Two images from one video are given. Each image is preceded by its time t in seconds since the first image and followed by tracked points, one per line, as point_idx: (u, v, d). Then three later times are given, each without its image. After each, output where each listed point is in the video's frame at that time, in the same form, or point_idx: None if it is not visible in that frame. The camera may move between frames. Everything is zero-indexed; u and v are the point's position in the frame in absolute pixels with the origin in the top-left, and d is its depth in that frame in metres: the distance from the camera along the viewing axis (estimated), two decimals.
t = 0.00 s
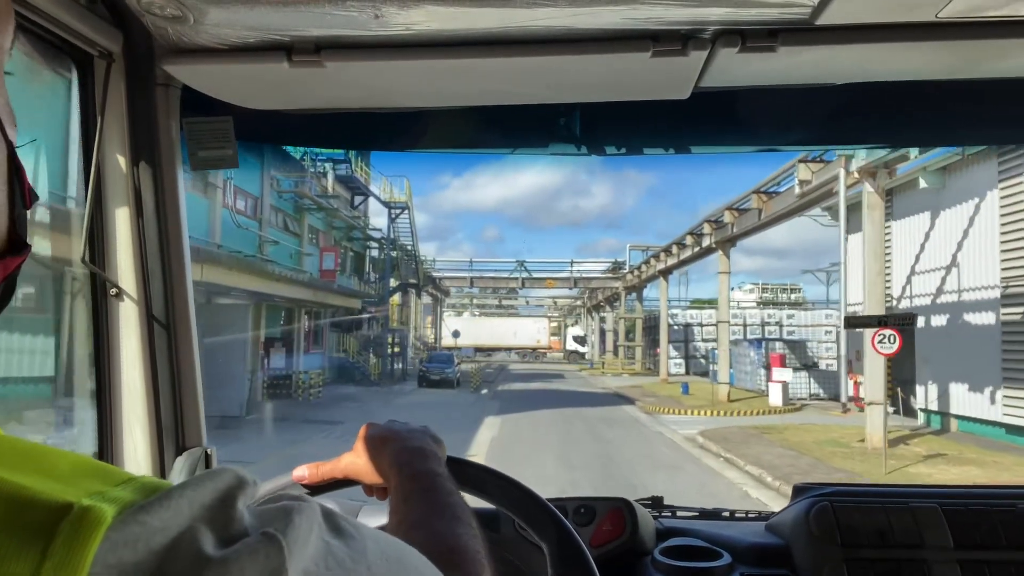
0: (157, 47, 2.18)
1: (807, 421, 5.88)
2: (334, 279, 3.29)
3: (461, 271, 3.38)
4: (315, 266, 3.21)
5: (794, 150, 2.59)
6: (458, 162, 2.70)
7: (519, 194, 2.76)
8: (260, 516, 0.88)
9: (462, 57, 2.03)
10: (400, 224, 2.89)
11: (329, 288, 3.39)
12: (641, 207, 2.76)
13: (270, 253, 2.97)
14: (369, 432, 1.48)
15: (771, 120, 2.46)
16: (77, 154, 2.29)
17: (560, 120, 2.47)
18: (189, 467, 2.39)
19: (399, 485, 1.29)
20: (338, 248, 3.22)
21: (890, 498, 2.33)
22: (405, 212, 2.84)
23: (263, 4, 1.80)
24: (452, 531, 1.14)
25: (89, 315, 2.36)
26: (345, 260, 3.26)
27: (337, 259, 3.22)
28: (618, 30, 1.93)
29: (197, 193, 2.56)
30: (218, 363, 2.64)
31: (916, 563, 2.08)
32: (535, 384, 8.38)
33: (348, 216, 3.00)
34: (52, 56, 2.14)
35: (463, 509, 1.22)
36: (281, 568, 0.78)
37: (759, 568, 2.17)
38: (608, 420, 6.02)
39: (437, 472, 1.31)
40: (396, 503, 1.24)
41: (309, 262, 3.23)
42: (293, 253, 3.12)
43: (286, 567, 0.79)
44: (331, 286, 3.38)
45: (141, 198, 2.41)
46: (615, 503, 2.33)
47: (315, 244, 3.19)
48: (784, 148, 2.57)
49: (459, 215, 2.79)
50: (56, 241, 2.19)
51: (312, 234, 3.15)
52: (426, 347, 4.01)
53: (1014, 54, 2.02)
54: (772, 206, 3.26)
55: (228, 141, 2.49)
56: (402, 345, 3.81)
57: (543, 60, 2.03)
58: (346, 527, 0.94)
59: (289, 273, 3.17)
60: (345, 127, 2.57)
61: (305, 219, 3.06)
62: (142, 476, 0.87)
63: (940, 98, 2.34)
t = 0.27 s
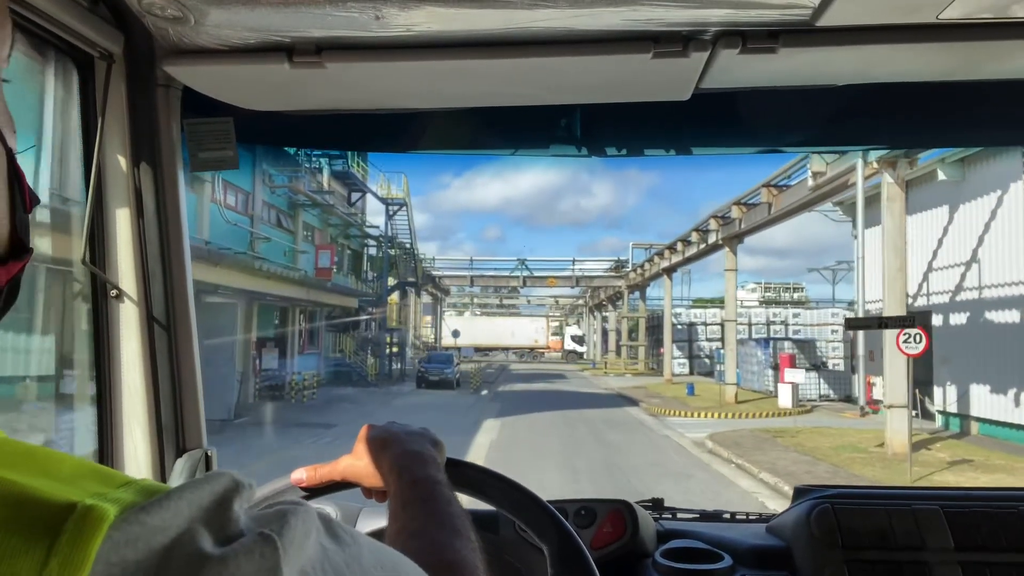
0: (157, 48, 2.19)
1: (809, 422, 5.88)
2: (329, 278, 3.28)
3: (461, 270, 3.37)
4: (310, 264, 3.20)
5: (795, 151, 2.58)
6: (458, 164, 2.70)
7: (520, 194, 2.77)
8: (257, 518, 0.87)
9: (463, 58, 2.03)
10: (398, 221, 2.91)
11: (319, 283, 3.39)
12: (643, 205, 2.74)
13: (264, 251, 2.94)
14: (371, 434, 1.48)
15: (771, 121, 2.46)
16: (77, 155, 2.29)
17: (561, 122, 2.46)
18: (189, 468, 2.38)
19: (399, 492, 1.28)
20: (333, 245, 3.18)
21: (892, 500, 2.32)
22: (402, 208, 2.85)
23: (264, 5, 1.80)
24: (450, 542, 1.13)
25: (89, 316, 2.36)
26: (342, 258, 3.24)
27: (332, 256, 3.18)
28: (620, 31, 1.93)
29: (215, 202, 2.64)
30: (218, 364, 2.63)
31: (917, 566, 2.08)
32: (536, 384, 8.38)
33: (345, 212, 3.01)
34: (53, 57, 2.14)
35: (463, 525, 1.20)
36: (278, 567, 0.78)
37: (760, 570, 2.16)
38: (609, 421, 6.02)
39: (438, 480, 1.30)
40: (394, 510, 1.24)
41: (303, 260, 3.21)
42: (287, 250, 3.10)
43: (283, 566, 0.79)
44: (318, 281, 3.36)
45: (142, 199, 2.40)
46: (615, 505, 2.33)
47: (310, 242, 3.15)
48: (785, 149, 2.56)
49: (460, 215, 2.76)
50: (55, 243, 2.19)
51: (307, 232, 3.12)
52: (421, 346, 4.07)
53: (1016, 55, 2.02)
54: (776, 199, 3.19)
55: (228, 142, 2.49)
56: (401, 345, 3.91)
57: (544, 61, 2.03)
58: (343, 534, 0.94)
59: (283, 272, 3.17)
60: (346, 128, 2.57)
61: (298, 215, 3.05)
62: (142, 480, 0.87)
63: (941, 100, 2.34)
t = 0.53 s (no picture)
0: (158, 44, 2.19)
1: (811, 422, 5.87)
2: (325, 276, 3.21)
3: (462, 267, 3.33)
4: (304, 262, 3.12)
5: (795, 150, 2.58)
6: (460, 163, 2.71)
7: (521, 192, 2.75)
8: (251, 507, 0.87)
9: (463, 55, 2.03)
10: (395, 219, 2.92)
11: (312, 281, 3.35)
12: (644, 206, 2.73)
13: (254, 247, 2.86)
14: (372, 429, 1.47)
15: (772, 120, 2.46)
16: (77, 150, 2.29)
17: (561, 119, 2.47)
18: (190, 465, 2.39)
19: (397, 485, 1.28)
20: (329, 244, 3.17)
21: (890, 499, 2.32)
22: (399, 205, 2.85)
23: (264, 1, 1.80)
24: (452, 527, 1.14)
25: (89, 312, 2.36)
26: (337, 255, 3.20)
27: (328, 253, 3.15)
28: (620, 28, 1.93)
29: (202, 197, 2.58)
30: (219, 361, 2.63)
31: (916, 565, 2.08)
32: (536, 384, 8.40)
33: (341, 210, 2.97)
34: (54, 53, 2.15)
35: (465, 507, 1.22)
36: (270, 555, 0.77)
37: (758, 569, 2.16)
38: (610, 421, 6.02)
39: (437, 471, 1.30)
40: (395, 501, 1.24)
41: (297, 257, 3.12)
42: (280, 247, 3.06)
43: (276, 554, 0.78)
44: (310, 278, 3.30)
45: (141, 194, 2.40)
46: (614, 503, 2.33)
47: (304, 239, 3.12)
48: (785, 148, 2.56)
49: (461, 215, 2.74)
50: (57, 242, 2.20)
51: (301, 228, 3.09)
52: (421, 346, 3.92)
53: (1017, 54, 2.01)
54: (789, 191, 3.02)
55: (228, 138, 2.50)
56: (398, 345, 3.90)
57: (544, 59, 2.03)
58: (340, 519, 0.93)
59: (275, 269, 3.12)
60: (346, 125, 2.57)
61: (292, 212, 2.96)
62: (132, 469, 0.88)
63: (942, 99, 2.34)
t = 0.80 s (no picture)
0: (157, 48, 2.19)
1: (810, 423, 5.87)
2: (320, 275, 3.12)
3: (461, 266, 3.28)
4: (299, 260, 3.06)
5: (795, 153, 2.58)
6: (460, 163, 2.67)
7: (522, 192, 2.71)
8: (264, 519, 0.87)
9: (463, 58, 2.03)
10: (393, 217, 2.75)
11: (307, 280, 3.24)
12: (647, 205, 2.67)
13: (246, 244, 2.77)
14: (373, 433, 1.47)
15: (771, 122, 2.46)
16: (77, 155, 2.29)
17: (561, 122, 2.47)
18: (189, 470, 2.39)
19: (398, 486, 1.28)
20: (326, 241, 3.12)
21: (891, 501, 2.32)
22: (397, 202, 2.69)
23: (264, 6, 1.80)
24: (452, 531, 1.14)
25: (89, 316, 2.36)
26: (334, 253, 3.12)
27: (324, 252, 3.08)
28: (619, 32, 1.93)
29: (191, 193, 2.52)
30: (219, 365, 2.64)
31: (917, 567, 2.07)
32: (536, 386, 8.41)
33: (336, 206, 2.85)
34: (53, 57, 2.15)
35: (465, 511, 1.22)
36: (286, 569, 0.77)
37: (759, 572, 2.16)
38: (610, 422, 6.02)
39: (436, 474, 1.30)
40: (397, 503, 1.24)
41: (291, 255, 3.05)
42: (273, 244, 2.96)
43: (291, 567, 0.78)
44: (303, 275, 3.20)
45: (141, 197, 2.40)
46: (615, 507, 2.33)
47: (298, 236, 3.03)
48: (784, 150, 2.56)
49: (461, 215, 2.67)
50: (56, 241, 2.19)
51: (296, 225, 2.96)
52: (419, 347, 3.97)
53: (1016, 56, 2.02)
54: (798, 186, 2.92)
55: (228, 142, 2.48)
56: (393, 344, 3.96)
57: (544, 62, 2.03)
58: (354, 529, 0.94)
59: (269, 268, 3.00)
60: (345, 128, 2.57)
61: (286, 208, 2.82)
62: (143, 478, 0.88)
63: (941, 101, 2.34)
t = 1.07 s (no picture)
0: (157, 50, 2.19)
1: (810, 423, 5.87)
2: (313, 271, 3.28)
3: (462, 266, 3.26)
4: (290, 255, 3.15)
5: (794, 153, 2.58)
6: (463, 163, 2.67)
7: (524, 192, 2.73)
8: (270, 524, 0.87)
9: (462, 59, 2.03)
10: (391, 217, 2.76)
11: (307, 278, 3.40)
12: (649, 206, 2.69)
13: (235, 239, 2.83)
14: (371, 433, 1.47)
15: (770, 122, 2.46)
16: (77, 156, 2.30)
17: (560, 123, 2.47)
18: (189, 470, 2.39)
19: (396, 484, 1.29)
20: (320, 238, 3.11)
21: (891, 501, 2.32)
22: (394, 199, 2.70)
23: (263, 7, 1.80)
24: (450, 527, 1.15)
25: (88, 316, 2.37)
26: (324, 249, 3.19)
27: (318, 250, 3.16)
28: (618, 32, 1.93)
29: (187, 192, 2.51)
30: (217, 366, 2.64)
31: (917, 566, 2.07)
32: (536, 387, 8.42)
33: (332, 203, 2.86)
34: (51, 58, 2.15)
35: (462, 506, 1.23)
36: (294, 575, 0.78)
37: (759, 572, 2.16)
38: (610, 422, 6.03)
39: (434, 472, 1.31)
40: (396, 502, 1.25)
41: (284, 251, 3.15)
42: (264, 240, 3.02)
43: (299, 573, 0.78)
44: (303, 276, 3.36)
45: (141, 197, 2.40)
46: (615, 507, 2.33)
47: (291, 233, 3.08)
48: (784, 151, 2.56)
49: (463, 214, 2.69)
50: (55, 240, 2.20)
51: (289, 223, 3.00)
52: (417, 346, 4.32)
53: (1014, 56, 2.02)
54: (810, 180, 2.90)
55: (226, 143, 2.49)
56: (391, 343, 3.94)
57: (543, 63, 2.03)
58: (361, 535, 0.94)
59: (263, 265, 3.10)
60: (344, 130, 2.57)
61: (278, 204, 2.81)
62: (152, 484, 0.87)
63: (941, 100, 2.34)
